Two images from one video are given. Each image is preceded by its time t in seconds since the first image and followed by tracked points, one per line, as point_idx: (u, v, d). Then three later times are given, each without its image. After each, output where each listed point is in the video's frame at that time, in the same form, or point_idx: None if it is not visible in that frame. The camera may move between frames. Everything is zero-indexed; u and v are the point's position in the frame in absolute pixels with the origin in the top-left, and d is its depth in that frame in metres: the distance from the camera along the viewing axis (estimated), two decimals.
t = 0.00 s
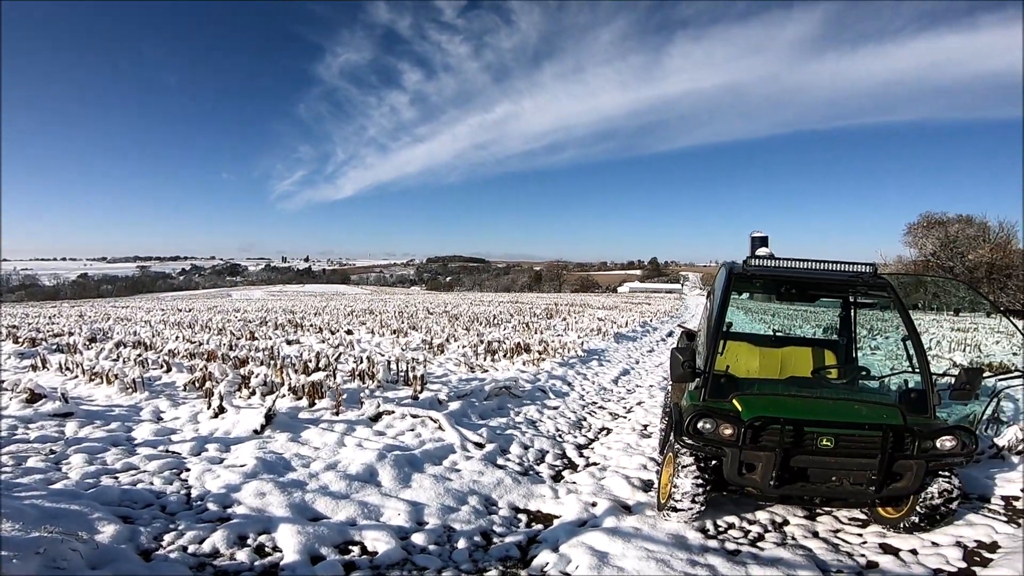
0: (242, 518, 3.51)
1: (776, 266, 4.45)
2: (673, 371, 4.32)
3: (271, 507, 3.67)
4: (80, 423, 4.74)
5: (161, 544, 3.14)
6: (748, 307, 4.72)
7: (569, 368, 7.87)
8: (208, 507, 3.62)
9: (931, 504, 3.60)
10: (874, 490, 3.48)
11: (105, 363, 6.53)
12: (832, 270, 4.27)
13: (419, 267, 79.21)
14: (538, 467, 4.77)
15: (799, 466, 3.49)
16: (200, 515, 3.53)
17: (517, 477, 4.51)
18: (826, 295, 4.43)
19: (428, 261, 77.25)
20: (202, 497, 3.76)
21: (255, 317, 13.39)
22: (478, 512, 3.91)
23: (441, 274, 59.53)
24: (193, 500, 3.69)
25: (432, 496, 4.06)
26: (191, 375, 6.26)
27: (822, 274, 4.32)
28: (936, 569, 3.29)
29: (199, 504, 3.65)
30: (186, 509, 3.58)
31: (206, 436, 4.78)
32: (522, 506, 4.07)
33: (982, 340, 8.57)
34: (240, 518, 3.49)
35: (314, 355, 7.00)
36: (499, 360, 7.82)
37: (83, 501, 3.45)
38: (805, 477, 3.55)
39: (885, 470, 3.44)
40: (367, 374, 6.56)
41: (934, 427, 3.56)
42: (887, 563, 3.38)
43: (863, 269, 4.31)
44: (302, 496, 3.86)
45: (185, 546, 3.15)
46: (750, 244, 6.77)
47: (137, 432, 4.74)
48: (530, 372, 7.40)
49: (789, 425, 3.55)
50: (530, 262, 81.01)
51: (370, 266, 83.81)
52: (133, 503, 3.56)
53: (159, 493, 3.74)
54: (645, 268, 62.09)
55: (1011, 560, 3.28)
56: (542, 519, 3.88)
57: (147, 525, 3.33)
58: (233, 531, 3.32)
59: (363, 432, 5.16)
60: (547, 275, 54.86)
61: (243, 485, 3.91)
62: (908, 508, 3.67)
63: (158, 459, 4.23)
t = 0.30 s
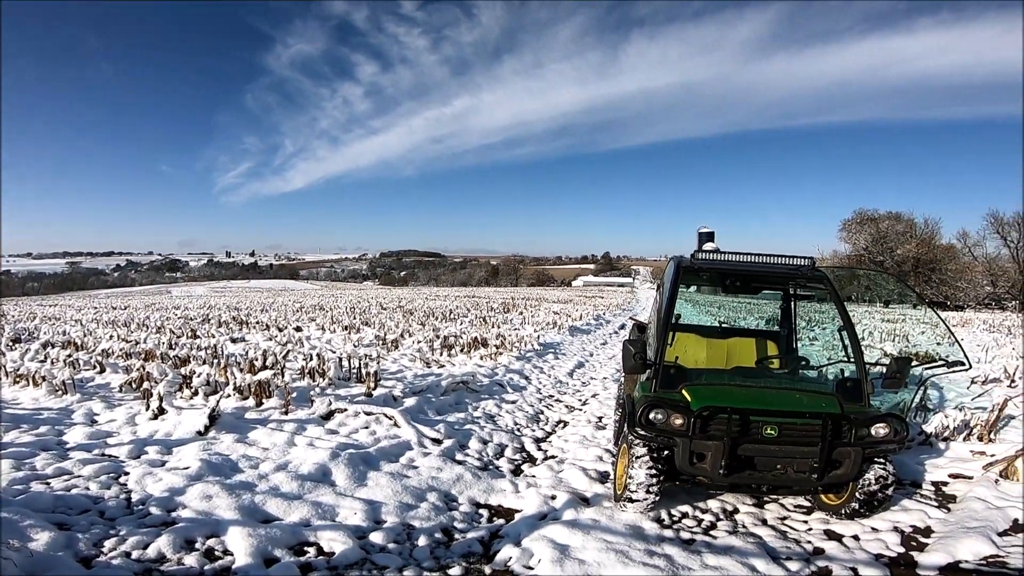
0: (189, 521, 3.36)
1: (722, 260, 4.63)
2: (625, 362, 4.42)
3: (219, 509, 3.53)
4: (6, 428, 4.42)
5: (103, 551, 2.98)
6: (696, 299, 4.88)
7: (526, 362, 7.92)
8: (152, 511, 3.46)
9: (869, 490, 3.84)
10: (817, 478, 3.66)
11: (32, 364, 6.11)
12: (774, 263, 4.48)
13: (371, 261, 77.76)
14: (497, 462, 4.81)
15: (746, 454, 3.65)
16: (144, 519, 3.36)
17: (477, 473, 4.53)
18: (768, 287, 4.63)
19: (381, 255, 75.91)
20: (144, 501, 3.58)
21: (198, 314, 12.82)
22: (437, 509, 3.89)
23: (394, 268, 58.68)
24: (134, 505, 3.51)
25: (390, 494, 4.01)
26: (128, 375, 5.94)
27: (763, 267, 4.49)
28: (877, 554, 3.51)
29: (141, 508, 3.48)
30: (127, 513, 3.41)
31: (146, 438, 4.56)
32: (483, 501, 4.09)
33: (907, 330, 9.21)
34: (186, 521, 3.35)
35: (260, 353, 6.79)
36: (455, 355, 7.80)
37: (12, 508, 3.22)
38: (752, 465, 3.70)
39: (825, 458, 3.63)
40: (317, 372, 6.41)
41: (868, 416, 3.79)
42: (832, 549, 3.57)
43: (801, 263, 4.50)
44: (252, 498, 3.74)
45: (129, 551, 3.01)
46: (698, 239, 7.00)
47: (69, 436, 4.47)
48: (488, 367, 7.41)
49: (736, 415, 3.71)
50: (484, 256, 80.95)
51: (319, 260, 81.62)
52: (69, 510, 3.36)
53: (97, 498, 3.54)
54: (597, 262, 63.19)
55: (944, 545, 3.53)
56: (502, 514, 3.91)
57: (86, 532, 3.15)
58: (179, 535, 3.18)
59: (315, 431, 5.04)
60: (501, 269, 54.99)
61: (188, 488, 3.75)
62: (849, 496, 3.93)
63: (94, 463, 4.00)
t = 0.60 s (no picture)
0: (120, 527, 3.18)
1: (666, 258, 4.73)
2: (572, 359, 4.45)
3: (153, 514, 3.35)
4: None
5: (28, 560, 2.81)
6: (642, 295, 4.98)
7: (479, 358, 7.88)
8: (78, 517, 3.25)
9: (803, 482, 4.00)
10: (754, 470, 3.77)
11: None
12: (714, 262, 4.60)
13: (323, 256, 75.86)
14: (450, 460, 4.76)
15: (688, 448, 3.73)
16: (70, 526, 3.16)
17: (428, 471, 4.47)
18: (709, 285, 4.77)
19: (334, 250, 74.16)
20: (70, 507, 3.36)
21: (132, 311, 12.14)
22: (388, 508, 3.82)
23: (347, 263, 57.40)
24: (59, 511, 3.30)
25: (337, 495, 3.91)
26: (50, 376, 5.56)
27: (703, 265, 4.62)
28: (813, 545, 3.66)
29: (66, 515, 3.27)
30: (51, 521, 3.20)
31: (70, 442, 4.28)
32: (435, 500, 4.04)
33: (840, 326, 9.71)
34: (118, 527, 3.16)
35: (198, 352, 6.49)
36: (406, 352, 7.68)
37: None
38: (694, 458, 3.79)
39: (762, 450, 3.74)
40: (259, 371, 6.19)
41: (801, 410, 3.93)
42: (772, 540, 3.70)
43: (739, 261, 4.66)
44: (190, 502, 3.56)
45: (56, 559, 2.83)
46: (646, 237, 7.13)
47: None
48: (440, 364, 7.33)
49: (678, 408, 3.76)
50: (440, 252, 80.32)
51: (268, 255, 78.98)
52: None
53: (15, 506, 3.30)
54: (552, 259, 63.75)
55: (873, 534, 3.72)
56: (456, 513, 3.87)
57: (4, 541, 2.94)
58: (111, 541, 3.01)
59: (257, 432, 4.86)
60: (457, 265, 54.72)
61: (119, 493, 3.54)
62: (784, 488, 4.08)
63: (11, 469, 3.72)
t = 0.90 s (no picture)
0: (56, 537, 2.99)
1: (621, 263, 4.77)
2: (530, 363, 4.45)
3: (92, 524, 3.16)
4: None
5: None
6: (599, 299, 5.01)
7: (439, 362, 7.80)
8: (9, 529, 3.04)
9: (752, 482, 4.06)
10: (706, 470, 3.81)
11: None
12: (667, 267, 4.67)
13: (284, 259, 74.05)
14: (408, 465, 4.67)
15: (643, 450, 3.75)
16: None
17: (386, 477, 4.37)
18: (662, 290, 4.83)
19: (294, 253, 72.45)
20: None
21: (71, 315, 11.51)
22: (344, 515, 3.71)
23: (307, 265, 56.19)
24: None
25: (290, 503, 3.77)
26: None
27: (655, 270, 4.70)
28: (764, 544, 3.72)
29: None
30: None
31: None
32: (393, 506, 3.94)
33: (788, 328, 10.04)
34: (53, 538, 2.98)
35: (141, 358, 6.20)
36: (364, 357, 7.53)
37: None
38: (649, 460, 3.81)
39: (713, 450, 3.79)
40: (206, 378, 5.95)
41: (750, 410, 4.00)
42: (725, 540, 3.75)
43: (690, 266, 4.75)
44: (132, 511, 3.37)
45: None
46: (606, 242, 7.19)
47: None
48: (398, 368, 7.22)
49: (632, 411, 3.79)
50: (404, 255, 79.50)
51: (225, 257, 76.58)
52: None
53: None
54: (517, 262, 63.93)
55: (820, 532, 3.82)
56: (415, 518, 3.79)
57: None
58: (47, 552, 2.85)
59: (205, 439, 4.66)
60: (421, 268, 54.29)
61: (53, 503, 3.33)
62: (736, 488, 4.13)
63: None
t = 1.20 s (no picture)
0: (5, 547, 2.84)
1: (588, 266, 4.77)
2: (499, 367, 4.42)
3: (44, 534, 3.02)
4: None
5: None
6: (567, 302, 5.00)
7: (409, 367, 7.71)
8: None
9: (718, 482, 4.09)
10: (674, 472, 3.82)
11: None
12: (632, 270, 4.67)
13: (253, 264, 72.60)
14: (378, 472, 4.58)
15: (611, 452, 3.75)
16: None
17: (354, 483, 4.27)
18: (629, 293, 4.84)
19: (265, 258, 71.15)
20: None
21: (22, 322, 11.03)
22: (311, 523, 3.61)
23: (278, 270, 55.22)
24: None
25: (255, 511, 3.66)
26: None
27: (621, 273, 4.70)
28: (732, 544, 3.74)
29: None
30: None
31: None
32: (362, 513, 3.86)
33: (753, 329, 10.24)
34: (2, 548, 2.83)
35: (97, 365, 5.97)
36: (331, 362, 7.40)
37: None
38: (618, 463, 3.81)
39: (679, 451, 3.81)
40: (166, 386, 5.76)
41: (714, 411, 4.04)
42: (694, 540, 3.76)
43: (655, 268, 4.75)
44: (87, 520, 3.23)
45: None
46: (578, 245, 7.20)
47: None
48: (367, 373, 7.11)
49: (600, 414, 3.80)
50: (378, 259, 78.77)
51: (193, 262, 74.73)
52: None
53: None
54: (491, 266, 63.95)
55: (786, 531, 3.86)
56: (385, 525, 3.71)
57: None
58: None
59: (164, 447, 4.49)
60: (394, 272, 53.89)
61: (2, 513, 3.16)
62: (704, 489, 4.15)
63: None
